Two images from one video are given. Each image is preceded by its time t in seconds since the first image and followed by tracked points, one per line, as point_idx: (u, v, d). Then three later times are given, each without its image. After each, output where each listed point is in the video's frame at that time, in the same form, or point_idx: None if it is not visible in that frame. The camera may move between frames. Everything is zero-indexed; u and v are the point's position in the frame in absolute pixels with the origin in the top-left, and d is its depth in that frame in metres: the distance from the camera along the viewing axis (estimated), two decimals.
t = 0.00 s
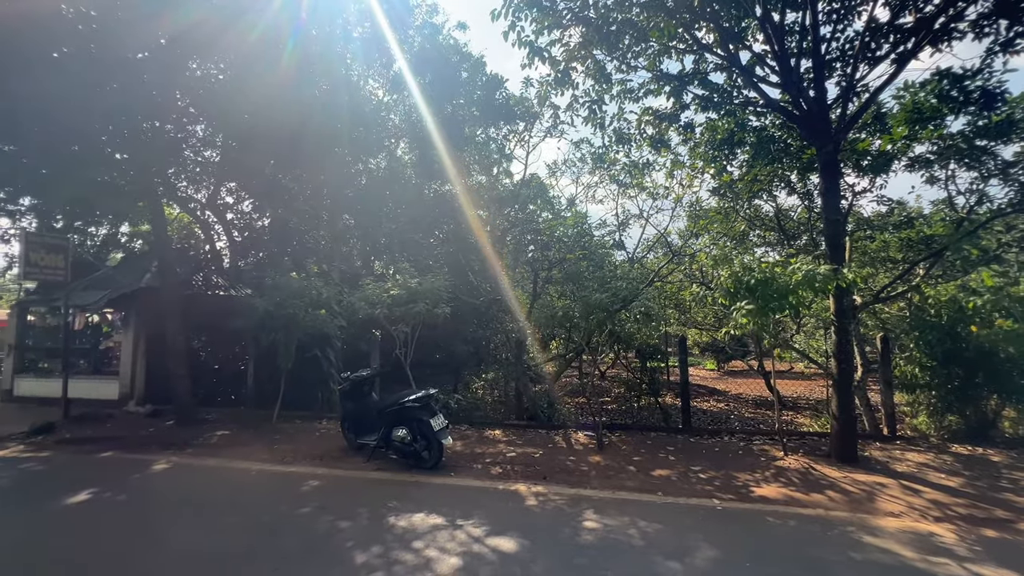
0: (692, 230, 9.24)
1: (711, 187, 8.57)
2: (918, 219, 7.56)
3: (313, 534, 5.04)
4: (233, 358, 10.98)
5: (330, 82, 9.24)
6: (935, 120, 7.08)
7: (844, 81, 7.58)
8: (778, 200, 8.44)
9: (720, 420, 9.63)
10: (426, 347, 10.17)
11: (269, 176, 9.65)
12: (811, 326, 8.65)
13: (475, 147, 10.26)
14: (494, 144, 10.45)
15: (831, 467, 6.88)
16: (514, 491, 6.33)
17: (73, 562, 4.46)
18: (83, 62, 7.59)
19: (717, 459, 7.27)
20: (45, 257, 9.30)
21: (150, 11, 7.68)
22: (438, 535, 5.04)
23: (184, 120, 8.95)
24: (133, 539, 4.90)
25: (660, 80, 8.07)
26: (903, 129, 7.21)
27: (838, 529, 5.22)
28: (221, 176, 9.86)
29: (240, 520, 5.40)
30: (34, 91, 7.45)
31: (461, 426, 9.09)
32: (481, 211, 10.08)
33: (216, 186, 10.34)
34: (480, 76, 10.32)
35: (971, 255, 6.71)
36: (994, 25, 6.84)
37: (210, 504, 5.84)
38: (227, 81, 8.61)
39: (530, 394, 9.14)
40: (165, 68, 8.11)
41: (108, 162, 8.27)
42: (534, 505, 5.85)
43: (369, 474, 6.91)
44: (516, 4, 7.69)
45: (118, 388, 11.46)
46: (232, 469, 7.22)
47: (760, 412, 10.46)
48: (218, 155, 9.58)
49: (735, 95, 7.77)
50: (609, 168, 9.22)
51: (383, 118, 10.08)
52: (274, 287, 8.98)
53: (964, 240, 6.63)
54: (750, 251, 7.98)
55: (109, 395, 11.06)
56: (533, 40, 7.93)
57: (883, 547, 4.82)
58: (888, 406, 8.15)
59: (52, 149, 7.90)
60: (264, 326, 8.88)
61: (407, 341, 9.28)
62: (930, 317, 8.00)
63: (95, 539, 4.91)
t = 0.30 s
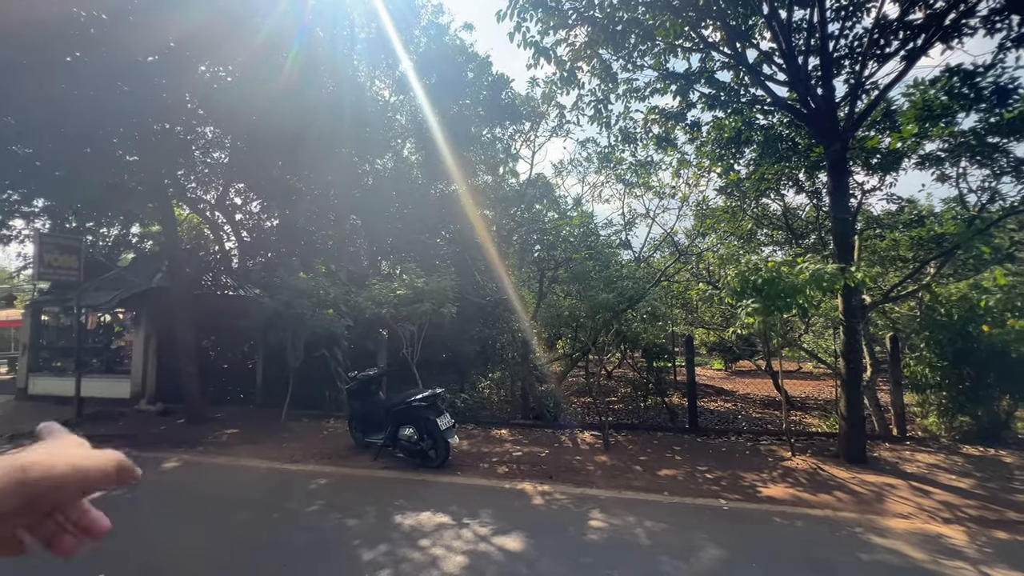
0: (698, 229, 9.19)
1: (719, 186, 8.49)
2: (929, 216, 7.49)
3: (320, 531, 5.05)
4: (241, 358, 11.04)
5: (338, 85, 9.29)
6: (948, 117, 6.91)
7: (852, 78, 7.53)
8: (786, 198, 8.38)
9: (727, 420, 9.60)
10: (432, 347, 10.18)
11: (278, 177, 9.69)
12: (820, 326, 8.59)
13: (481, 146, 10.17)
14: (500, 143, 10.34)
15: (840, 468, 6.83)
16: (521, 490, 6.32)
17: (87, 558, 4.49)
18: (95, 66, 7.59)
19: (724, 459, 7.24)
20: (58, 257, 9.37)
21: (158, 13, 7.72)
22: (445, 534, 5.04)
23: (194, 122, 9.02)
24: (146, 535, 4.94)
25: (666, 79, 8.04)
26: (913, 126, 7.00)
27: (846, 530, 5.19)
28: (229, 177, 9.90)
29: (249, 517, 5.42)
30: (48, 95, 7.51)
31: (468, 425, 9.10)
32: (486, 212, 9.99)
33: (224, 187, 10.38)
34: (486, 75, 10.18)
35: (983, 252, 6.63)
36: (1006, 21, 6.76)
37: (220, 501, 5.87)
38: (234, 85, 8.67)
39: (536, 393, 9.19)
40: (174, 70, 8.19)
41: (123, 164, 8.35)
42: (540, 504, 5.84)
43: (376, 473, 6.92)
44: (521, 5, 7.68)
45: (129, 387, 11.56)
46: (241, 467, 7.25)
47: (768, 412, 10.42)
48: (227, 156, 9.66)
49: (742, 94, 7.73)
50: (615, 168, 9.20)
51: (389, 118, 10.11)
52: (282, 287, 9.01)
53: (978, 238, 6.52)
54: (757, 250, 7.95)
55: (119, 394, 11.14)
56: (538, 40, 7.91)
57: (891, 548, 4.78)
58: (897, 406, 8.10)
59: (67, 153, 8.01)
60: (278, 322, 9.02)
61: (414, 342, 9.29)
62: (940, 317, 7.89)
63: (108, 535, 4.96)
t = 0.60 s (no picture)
0: (704, 228, 9.18)
1: (724, 186, 8.47)
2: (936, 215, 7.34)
3: (325, 530, 5.06)
4: (247, 357, 11.07)
5: (343, 86, 9.30)
6: (955, 116, 6.86)
7: (858, 77, 7.48)
8: (792, 198, 8.34)
9: (732, 420, 9.57)
10: (436, 347, 10.16)
11: (284, 177, 9.72)
12: (825, 326, 8.57)
13: (486, 146, 10.16)
14: (504, 143, 10.30)
15: (845, 468, 6.80)
16: (525, 489, 6.31)
17: (97, 554, 4.54)
18: (104, 69, 7.70)
19: (729, 460, 7.22)
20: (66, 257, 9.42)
21: (164, 15, 7.69)
22: (449, 533, 5.04)
23: (200, 124, 9.07)
24: (154, 531, 4.97)
25: (671, 79, 8.02)
26: (920, 124, 6.97)
27: (852, 530, 5.16)
28: (235, 177, 9.92)
29: (255, 515, 5.43)
30: (57, 95, 7.54)
31: (472, 425, 9.10)
32: (488, 213, 9.76)
33: (231, 187, 10.44)
34: (490, 75, 10.24)
35: (989, 251, 6.52)
36: (1014, 19, 6.70)
37: (226, 499, 5.89)
38: (240, 86, 8.69)
39: (541, 393, 9.14)
40: (180, 72, 8.23)
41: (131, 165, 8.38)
42: (544, 504, 5.84)
43: (381, 472, 6.93)
44: (525, 5, 7.68)
45: (136, 386, 11.63)
46: (247, 465, 7.27)
47: (773, 412, 10.37)
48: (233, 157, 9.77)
49: (747, 92, 7.71)
50: (620, 167, 9.17)
51: (393, 118, 10.11)
52: (287, 287, 9.04)
53: (981, 237, 6.47)
54: (762, 250, 7.91)
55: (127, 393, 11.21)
56: (541, 40, 7.89)
57: (896, 549, 4.76)
58: (904, 406, 8.04)
59: (74, 154, 8.00)
60: (284, 321, 9.08)
61: (418, 341, 9.29)
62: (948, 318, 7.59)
63: (118, 532, 4.99)
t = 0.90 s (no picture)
0: (704, 228, 9.14)
1: (723, 185, 8.46)
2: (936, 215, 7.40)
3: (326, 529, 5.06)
4: (247, 356, 11.07)
5: (343, 85, 9.32)
6: (956, 115, 6.84)
7: (859, 76, 7.48)
8: (792, 197, 8.34)
9: (732, 419, 9.56)
10: (436, 347, 10.10)
11: (284, 177, 9.73)
12: (826, 325, 8.45)
13: (486, 145, 10.14)
14: (504, 143, 10.28)
15: (845, 468, 6.80)
16: (525, 488, 6.32)
17: (98, 553, 4.53)
18: (104, 67, 7.66)
19: (729, 459, 7.20)
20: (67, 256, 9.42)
21: (165, 13, 7.67)
22: (450, 532, 5.04)
23: (200, 123, 9.16)
24: (155, 530, 4.96)
25: (671, 78, 8.01)
26: (921, 123, 6.94)
27: (852, 529, 5.16)
28: (235, 177, 9.95)
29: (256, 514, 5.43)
30: (56, 93, 7.52)
31: (473, 425, 9.10)
32: (488, 212, 9.76)
33: (231, 187, 10.44)
34: (491, 75, 10.22)
35: (989, 250, 6.48)
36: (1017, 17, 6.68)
37: (227, 498, 5.89)
38: (240, 85, 8.69)
39: (541, 392, 9.19)
40: (181, 71, 8.20)
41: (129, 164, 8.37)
42: (545, 502, 5.84)
43: (381, 471, 6.93)
44: (525, 4, 7.68)
45: (137, 386, 11.64)
46: (248, 465, 7.27)
47: (773, 412, 10.32)
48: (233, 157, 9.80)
49: (747, 91, 7.72)
50: (620, 166, 9.16)
51: (392, 118, 10.13)
52: (288, 286, 9.06)
53: (981, 237, 6.44)
54: (763, 250, 7.90)
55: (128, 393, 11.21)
56: (541, 39, 7.90)
57: (896, 549, 4.75)
58: (904, 405, 8.04)
59: (75, 153, 8.00)
60: (285, 320, 9.07)
61: (418, 341, 9.29)
62: (947, 317, 7.58)
63: (119, 531, 4.99)
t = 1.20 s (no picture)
0: (695, 227, 9.16)
1: (715, 185, 8.50)
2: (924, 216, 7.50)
3: (317, 529, 5.05)
4: (239, 355, 11.01)
5: (334, 83, 9.34)
6: (942, 117, 6.95)
7: (848, 77, 7.53)
8: (782, 197, 8.39)
9: (723, 417, 9.61)
10: (428, 346, 10.03)
11: (275, 175, 9.73)
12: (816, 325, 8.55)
13: (480, 145, 10.05)
14: (498, 142, 10.21)
15: (833, 465, 6.85)
16: (516, 487, 6.33)
17: (87, 554, 4.51)
18: (93, 62, 7.62)
19: (719, 457, 7.25)
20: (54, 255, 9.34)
21: (157, 10, 7.68)
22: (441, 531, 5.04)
23: (190, 120, 9.20)
24: (146, 532, 4.94)
25: (663, 78, 8.03)
26: (908, 125, 7.10)
27: (840, 526, 5.20)
28: (226, 175, 9.94)
29: (246, 515, 5.41)
30: (44, 89, 7.48)
31: (465, 424, 9.10)
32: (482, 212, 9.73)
33: (221, 185, 10.34)
34: (483, 75, 10.10)
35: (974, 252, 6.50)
36: (1005, 20, 6.72)
37: (218, 499, 5.87)
38: (229, 83, 8.67)
39: (535, 391, 9.14)
40: (172, 68, 8.13)
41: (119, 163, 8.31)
42: (536, 501, 5.86)
43: (372, 471, 6.93)
44: (518, 4, 7.68)
45: (126, 386, 11.58)
46: (239, 465, 7.25)
47: (765, 411, 10.33)
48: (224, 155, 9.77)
49: (738, 93, 7.75)
50: (613, 166, 9.18)
51: (385, 116, 10.15)
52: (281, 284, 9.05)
53: (965, 237, 6.49)
54: (754, 250, 7.94)
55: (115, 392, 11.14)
56: (534, 39, 7.92)
57: (882, 545, 4.79)
58: (892, 403, 8.12)
59: (63, 149, 7.96)
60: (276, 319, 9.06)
61: (410, 341, 9.29)
62: (934, 315, 7.94)
63: (109, 532, 4.96)
